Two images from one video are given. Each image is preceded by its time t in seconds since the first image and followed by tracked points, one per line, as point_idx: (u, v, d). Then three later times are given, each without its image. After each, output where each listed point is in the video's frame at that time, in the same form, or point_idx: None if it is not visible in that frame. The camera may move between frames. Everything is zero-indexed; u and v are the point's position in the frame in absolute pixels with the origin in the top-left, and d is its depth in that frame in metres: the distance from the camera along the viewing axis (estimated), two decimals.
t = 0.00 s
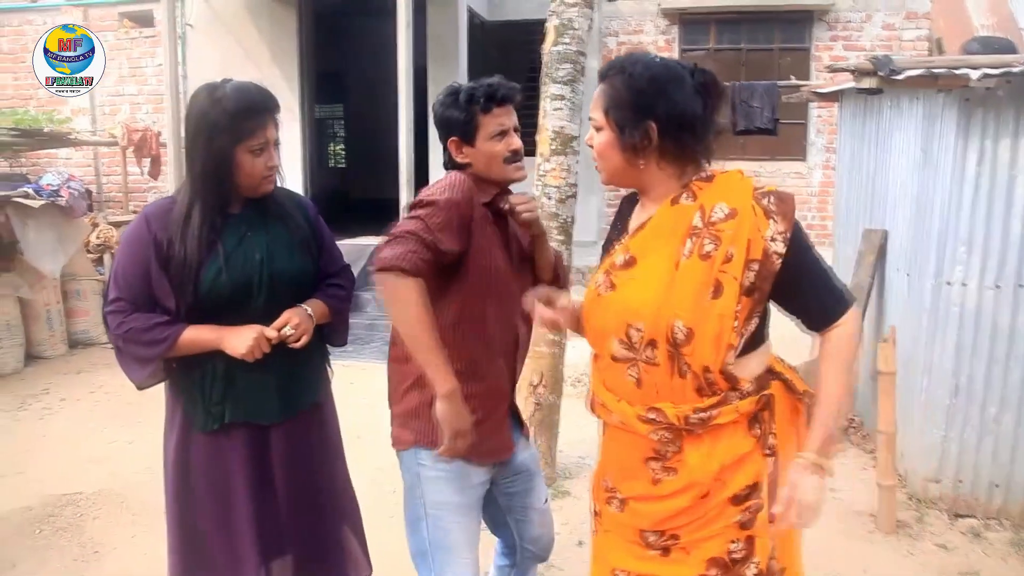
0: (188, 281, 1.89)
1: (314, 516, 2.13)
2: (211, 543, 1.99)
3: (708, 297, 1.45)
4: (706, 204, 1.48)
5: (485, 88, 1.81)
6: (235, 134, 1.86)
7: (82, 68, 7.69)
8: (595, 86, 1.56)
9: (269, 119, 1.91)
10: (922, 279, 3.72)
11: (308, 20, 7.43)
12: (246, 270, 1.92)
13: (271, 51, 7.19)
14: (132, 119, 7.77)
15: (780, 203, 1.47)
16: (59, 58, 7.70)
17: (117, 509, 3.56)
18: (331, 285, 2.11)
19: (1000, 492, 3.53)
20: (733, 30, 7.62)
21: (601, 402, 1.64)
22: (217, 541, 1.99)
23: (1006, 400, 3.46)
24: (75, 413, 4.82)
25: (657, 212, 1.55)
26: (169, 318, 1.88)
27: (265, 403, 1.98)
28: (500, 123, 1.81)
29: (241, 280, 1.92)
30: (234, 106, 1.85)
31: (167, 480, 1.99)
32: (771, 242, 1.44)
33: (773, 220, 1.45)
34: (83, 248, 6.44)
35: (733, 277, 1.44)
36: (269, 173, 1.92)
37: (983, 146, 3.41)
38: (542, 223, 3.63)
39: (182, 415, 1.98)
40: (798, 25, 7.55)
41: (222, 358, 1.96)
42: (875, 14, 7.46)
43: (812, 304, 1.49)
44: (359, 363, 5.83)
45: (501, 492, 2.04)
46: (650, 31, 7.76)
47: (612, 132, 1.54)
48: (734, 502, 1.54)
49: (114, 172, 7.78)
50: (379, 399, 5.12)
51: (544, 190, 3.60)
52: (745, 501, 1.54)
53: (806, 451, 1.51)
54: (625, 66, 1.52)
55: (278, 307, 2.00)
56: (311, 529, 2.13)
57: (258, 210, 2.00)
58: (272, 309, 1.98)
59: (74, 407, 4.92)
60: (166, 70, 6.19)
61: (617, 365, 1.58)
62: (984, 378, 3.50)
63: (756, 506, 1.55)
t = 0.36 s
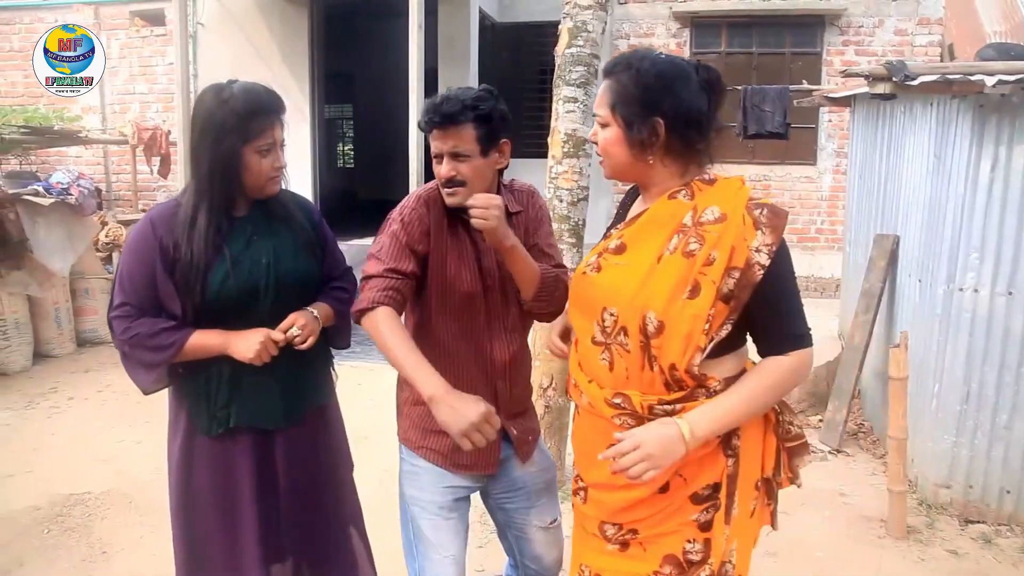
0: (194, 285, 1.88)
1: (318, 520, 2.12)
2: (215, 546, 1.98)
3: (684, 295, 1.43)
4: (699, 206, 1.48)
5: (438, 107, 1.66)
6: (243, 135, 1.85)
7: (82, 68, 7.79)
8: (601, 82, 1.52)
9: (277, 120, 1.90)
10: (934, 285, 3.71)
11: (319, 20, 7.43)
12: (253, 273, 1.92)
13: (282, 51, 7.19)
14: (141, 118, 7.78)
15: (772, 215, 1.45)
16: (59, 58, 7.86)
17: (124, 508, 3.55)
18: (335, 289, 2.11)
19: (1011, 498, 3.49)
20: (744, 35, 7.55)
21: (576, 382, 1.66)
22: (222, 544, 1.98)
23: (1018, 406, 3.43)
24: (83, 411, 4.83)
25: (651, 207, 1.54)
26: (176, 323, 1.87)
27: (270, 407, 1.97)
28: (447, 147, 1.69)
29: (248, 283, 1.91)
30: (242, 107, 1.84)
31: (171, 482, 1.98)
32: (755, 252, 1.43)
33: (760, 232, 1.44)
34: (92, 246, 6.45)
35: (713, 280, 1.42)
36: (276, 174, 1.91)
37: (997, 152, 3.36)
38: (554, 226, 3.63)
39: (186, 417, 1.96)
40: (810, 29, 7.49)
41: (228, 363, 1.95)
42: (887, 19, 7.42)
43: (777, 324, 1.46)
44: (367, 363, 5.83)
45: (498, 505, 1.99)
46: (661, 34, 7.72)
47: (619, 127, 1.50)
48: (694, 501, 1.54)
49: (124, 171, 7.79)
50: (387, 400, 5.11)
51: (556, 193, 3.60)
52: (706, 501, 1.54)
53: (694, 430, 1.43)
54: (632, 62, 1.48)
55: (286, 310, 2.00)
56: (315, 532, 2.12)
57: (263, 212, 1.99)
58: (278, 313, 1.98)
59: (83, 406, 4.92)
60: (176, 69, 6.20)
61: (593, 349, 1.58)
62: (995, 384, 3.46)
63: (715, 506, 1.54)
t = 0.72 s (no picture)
0: (198, 287, 1.85)
1: (316, 526, 2.09)
2: (213, 551, 1.95)
3: (684, 298, 1.43)
4: (694, 206, 1.46)
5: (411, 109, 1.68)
6: (238, 135, 1.82)
7: (83, 68, 7.51)
8: (592, 84, 1.52)
9: (273, 119, 1.87)
10: (921, 285, 3.73)
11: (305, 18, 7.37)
12: (257, 275, 1.89)
13: (267, 50, 7.12)
14: (123, 116, 7.66)
15: (768, 213, 1.42)
16: (59, 58, 7.53)
17: (111, 514, 3.49)
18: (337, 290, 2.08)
19: (997, 495, 3.53)
20: (730, 36, 7.59)
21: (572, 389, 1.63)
22: (222, 549, 1.95)
23: (1004, 404, 3.47)
24: (66, 415, 4.74)
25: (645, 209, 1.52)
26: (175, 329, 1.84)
27: (273, 410, 1.95)
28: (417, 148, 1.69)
29: (252, 284, 1.88)
30: (236, 106, 1.81)
31: (168, 488, 1.94)
32: (753, 251, 1.41)
33: (757, 230, 1.42)
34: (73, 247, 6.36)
35: (713, 281, 1.41)
36: (272, 174, 1.88)
37: (984, 153, 3.40)
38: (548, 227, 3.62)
39: (184, 422, 1.92)
40: (795, 30, 7.53)
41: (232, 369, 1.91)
42: (871, 21, 7.43)
43: (779, 322, 1.45)
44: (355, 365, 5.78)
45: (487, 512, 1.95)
46: (647, 34, 7.72)
47: (611, 128, 1.50)
48: (697, 501, 1.52)
49: (105, 171, 7.67)
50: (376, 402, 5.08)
51: (549, 193, 3.58)
52: (709, 500, 1.52)
53: (753, 475, 1.45)
54: (623, 64, 1.48)
55: (291, 313, 1.97)
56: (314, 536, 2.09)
57: (259, 214, 1.96)
58: (283, 315, 1.95)
59: (66, 410, 4.84)
60: (159, 66, 6.12)
61: (590, 354, 1.56)
62: (982, 383, 3.50)
63: (719, 505, 1.53)
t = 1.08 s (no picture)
0: (231, 285, 1.85)
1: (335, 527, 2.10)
2: (241, 554, 1.95)
3: (706, 297, 1.44)
4: (712, 205, 1.46)
5: (424, 123, 1.64)
6: (259, 134, 1.82)
7: (82, 68, 7.54)
8: (603, 86, 1.52)
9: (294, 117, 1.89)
10: (922, 283, 3.77)
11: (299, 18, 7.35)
12: (288, 272, 1.89)
13: (263, 51, 7.12)
14: (118, 117, 7.63)
15: (786, 209, 1.45)
16: (59, 58, 7.56)
17: (115, 517, 3.48)
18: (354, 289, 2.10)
19: (997, 490, 3.56)
20: (725, 35, 7.62)
21: (591, 391, 1.64)
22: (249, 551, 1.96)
23: (1005, 401, 3.47)
24: (66, 418, 4.73)
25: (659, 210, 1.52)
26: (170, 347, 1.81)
27: (301, 410, 1.97)
28: (432, 164, 1.67)
29: (284, 280, 1.88)
30: (256, 104, 1.81)
31: (193, 495, 1.93)
32: (774, 248, 1.43)
33: (777, 227, 1.44)
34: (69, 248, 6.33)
35: (734, 279, 1.42)
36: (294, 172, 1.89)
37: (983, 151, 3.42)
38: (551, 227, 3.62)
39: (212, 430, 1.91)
40: (789, 29, 7.56)
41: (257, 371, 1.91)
42: (865, 19, 7.46)
43: (800, 316, 1.48)
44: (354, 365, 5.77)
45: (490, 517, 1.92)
46: (642, 34, 7.73)
47: (623, 132, 1.50)
48: (720, 502, 1.53)
49: (99, 172, 7.63)
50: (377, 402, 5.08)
51: (552, 193, 3.59)
52: (731, 501, 1.53)
53: (801, 475, 1.55)
54: (635, 66, 1.49)
55: (317, 312, 1.98)
56: (336, 536, 2.11)
57: (281, 212, 1.96)
58: (311, 313, 1.96)
59: (66, 412, 4.83)
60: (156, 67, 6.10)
61: (611, 356, 1.56)
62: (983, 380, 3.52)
63: (741, 506, 1.54)
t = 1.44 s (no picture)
0: (230, 288, 1.84)
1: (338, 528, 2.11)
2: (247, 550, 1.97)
3: (697, 296, 1.44)
4: (700, 204, 1.47)
5: (433, 163, 1.58)
6: (262, 132, 1.82)
7: (83, 68, 7.43)
8: (592, 86, 1.53)
9: (296, 117, 1.89)
10: (908, 281, 3.81)
11: (286, 17, 7.31)
12: (290, 275, 1.89)
13: (250, 50, 7.09)
14: (103, 116, 7.56)
15: (774, 208, 1.47)
16: (59, 58, 7.41)
17: (105, 519, 3.46)
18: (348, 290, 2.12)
19: (983, 485, 3.62)
20: (712, 34, 7.65)
21: (583, 391, 1.64)
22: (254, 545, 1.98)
23: (989, 396, 3.55)
24: (53, 420, 4.69)
25: (647, 209, 1.52)
26: (167, 367, 1.79)
27: (304, 409, 1.98)
28: (439, 199, 1.65)
29: (287, 283, 1.89)
30: (260, 102, 1.81)
31: (196, 495, 1.94)
32: (761, 247, 1.45)
33: (764, 226, 1.46)
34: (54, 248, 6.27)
35: (724, 278, 1.44)
36: (295, 172, 1.89)
37: (969, 151, 3.47)
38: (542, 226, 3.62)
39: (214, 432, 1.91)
40: (776, 29, 7.61)
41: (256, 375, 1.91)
42: (850, 20, 7.51)
43: (788, 311, 1.50)
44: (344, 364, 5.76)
45: (497, 515, 1.96)
46: (630, 33, 7.75)
47: (611, 132, 1.51)
48: (714, 498, 1.55)
49: (85, 171, 7.57)
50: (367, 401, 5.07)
51: (543, 192, 3.60)
52: (724, 496, 1.55)
53: (775, 466, 1.59)
54: (624, 66, 1.49)
55: (320, 312, 1.99)
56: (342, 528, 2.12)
57: (282, 213, 1.96)
58: (311, 317, 1.96)
59: (53, 414, 4.78)
60: (143, 67, 6.07)
61: (601, 356, 1.57)
62: (968, 376, 3.58)
63: (734, 501, 1.56)
